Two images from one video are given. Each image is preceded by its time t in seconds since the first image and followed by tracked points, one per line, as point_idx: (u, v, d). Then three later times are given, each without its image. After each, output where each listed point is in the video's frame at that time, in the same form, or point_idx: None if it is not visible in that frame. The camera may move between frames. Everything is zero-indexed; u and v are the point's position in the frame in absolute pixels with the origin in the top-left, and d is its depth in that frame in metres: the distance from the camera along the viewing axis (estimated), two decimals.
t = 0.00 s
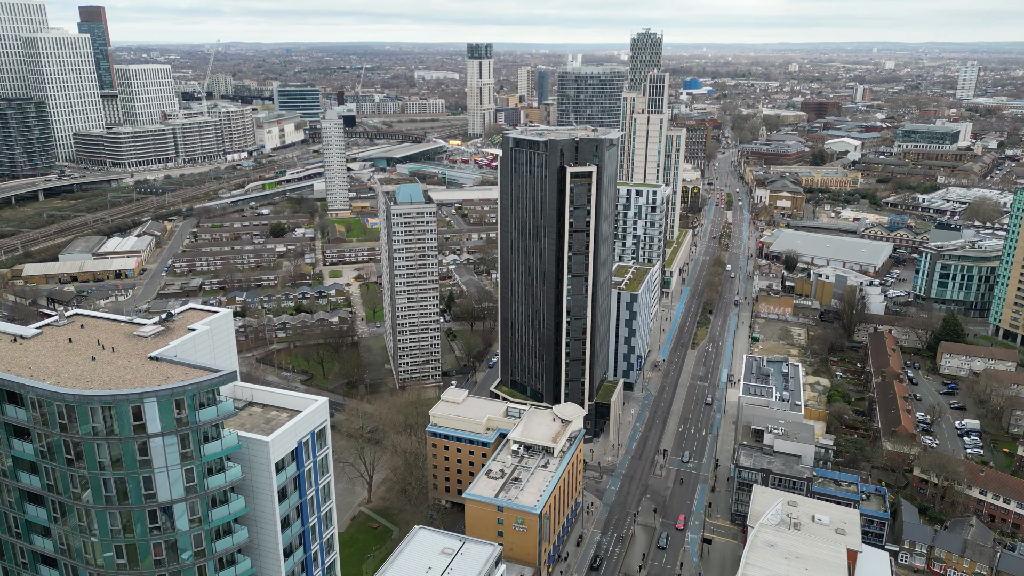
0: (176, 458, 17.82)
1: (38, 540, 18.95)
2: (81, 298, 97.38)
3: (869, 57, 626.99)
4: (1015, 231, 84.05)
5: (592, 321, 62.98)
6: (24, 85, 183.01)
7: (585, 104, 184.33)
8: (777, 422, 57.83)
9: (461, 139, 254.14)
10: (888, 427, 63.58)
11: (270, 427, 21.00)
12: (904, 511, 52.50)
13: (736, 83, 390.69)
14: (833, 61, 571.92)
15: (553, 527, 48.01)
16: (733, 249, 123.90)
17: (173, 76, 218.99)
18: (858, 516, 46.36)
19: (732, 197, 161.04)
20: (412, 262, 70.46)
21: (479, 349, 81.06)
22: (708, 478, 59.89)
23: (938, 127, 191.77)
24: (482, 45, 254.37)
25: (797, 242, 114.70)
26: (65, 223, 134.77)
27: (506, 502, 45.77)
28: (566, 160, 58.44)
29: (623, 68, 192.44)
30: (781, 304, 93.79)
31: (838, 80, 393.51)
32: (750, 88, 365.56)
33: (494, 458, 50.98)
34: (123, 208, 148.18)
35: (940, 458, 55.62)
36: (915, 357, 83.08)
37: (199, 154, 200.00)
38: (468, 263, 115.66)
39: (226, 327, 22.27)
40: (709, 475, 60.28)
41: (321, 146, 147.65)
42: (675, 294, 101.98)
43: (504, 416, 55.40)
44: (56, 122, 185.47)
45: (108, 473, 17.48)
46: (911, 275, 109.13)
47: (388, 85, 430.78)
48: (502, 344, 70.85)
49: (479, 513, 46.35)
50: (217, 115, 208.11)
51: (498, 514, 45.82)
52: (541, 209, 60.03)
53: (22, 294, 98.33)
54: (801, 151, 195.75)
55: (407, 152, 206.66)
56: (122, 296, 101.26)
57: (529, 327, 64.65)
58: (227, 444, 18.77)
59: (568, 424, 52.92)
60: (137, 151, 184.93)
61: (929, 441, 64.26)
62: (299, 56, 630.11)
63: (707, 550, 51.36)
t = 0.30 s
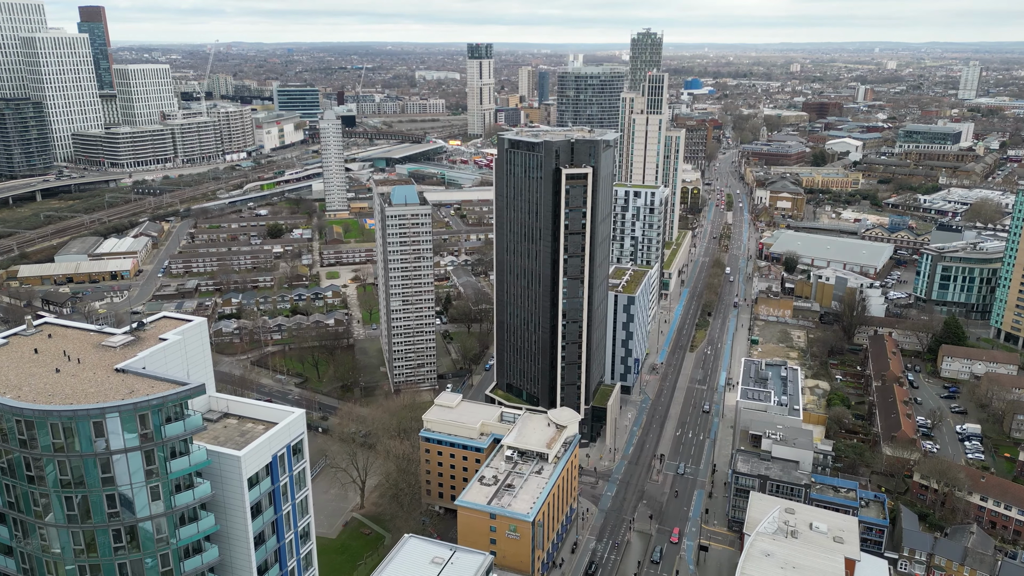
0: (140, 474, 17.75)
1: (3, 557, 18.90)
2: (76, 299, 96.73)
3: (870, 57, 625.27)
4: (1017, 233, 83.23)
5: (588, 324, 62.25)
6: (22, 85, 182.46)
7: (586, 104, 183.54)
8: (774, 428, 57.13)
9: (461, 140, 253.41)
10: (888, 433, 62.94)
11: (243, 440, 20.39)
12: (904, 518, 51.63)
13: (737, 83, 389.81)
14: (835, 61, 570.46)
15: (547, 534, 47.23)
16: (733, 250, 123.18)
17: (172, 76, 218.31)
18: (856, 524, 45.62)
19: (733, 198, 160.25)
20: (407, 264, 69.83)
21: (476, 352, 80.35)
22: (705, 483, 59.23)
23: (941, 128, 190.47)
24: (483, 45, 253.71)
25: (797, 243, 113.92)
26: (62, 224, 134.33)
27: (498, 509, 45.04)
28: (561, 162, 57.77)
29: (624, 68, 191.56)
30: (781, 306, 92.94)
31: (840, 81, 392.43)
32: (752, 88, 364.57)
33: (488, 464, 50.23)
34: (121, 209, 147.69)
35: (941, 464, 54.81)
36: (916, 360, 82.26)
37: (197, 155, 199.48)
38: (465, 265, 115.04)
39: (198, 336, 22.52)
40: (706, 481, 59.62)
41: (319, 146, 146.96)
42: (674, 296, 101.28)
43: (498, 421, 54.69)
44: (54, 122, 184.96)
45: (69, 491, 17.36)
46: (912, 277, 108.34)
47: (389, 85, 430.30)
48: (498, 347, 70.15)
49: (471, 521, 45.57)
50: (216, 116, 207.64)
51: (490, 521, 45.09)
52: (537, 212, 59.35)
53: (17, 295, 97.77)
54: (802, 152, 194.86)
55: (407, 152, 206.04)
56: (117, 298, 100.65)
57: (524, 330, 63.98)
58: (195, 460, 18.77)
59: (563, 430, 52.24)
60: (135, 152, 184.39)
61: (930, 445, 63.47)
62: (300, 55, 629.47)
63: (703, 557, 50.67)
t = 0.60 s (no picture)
0: (101, 493, 18.28)
1: None
2: (71, 301, 96.14)
3: (872, 57, 623.34)
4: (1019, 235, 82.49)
5: (584, 328, 61.51)
6: (21, 85, 182.00)
7: (585, 105, 182.77)
8: (772, 432, 56.29)
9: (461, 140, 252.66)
10: (887, 438, 62.12)
11: (216, 454, 20.79)
12: (904, 525, 50.76)
13: (738, 83, 388.75)
14: (836, 61, 568.92)
15: (540, 541, 46.49)
16: (732, 251, 122.43)
17: (171, 76, 217.69)
18: (854, 532, 44.92)
19: (733, 198, 159.28)
20: (402, 267, 69.09)
21: (472, 355, 79.66)
22: (703, 488, 58.49)
23: (942, 128, 189.39)
24: (483, 46, 253.11)
25: (797, 245, 113.18)
26: (59, 225, 133.80)
27: (491, 516, 44.31)
28: (556, 163, 57.03)
29: (624, 68, 190.70)
30: (780, 309, 92.20)
31: (841, 81, 391.33)
32: (753, 89, 363.59)
33: (481, 470, 49.52)
34: (118, 210, 147.23)
35: (941, 469, 54.05)
36: (917, 363, 81.45)
37: (196, 155, 198.90)
38: (462, 266, 114.42)
39: (169, 345, 23.28)
40: (703, 486, 58.91)
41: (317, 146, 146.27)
42: (672, 298, 100.53)
43: (492, 426, 54.01)
44: (52, 122, 184.39)
45: (28, 512, 17.84)
46: (912, 278, 107.54)
47: (390, 85, 429.49)
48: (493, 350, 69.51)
49: (463, 529, 44.82)
50: (214, 116, 207.14)
51: (483, 529, 44.37)
52: (532, 214, 58.62)
53: (11, 297, 97.23)
54: (803, 152, 193.91)
55: (406, 153, 205.42)
56: (112, 300, 99.92)
57: (519, 333, 63.30)
58: (160, 477, 19.43)
59: (557, 435, 51.49)
60: (134, 153, 183.79)
61: (931, 451, 62.61)
62: (301, 55, 628.80)
63: (698, 565, 49.96)
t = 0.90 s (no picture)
0: (59, 512, 18.55)
1: None
2: (65, 303, 95.55)
3: (874, 57, 621.44)
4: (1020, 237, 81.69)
5: (579, 332, 60.82)
6: (19, 85, 181.50)
7: (585, 105, 181.99)
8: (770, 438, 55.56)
9: (461, 141, 251.87)
10: (887, 443, 61.39)
11: (184, 469, 21.45)
12: (904, 533, 49.95)
13: (739, 83, 387.65)
14: (838, 61, 566.95)
15: (533, 549, 45.74)
16: (732, 252, 121.72)
17: (170, 76, 216.97)
18: (853, 540, 44.17)
19: (733, 199, 158.37)
20: (396, 269, 68.35)
21: (468, 358, 79.03)
22: (699, 494, 57.79)
23: (944, 128, 188.50)
24: (483, 46, 252.49)
25: (797, 246, 112.44)
26: (55, 226, 133.16)
27: (482, 524, 43.59)
28: (552, 165, 56.35)
29: (624, 67, 189.77)
30: (779, 311, 91.33)
31: (843, 81, 390.14)
32: (754, 89, 362.49)
33: (474, 476, 48.79)
34: (115, 211, 146.68)
35: (942, 476, 53.21)
36: (917, 366, 80.63)
37: (194, 156, 198.25)
38: (459, 267, 113.77)
39: (138, 356, 23.86)
40: (700, 491, 58.21)
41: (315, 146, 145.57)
42: (670, 300, 99.85)
43: (485, 431, 53.32)
44: (50, 122, 183.78)
45: None
46: (913, 280, 106.72)
47: (390, 85, 428.55)
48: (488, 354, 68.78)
49: (455, 537, 44.06)
50: (213, 117, 206.64)
51: (474, 537, 43.66)
52: (527, 216, 57.93)
53: (5, 298, 96.65)
54: (804, 153, 192.97)
55: (406, 153, 204.73)
56: (107, 301, 99.24)
57: (514, 336, 62.60)
58: (122, 495, 19.82)
59: (552, 441, 50.81)
60: (132, 153, 183.22)
61: (931, 456, 61.77)
62: (301, 55, 627.92)
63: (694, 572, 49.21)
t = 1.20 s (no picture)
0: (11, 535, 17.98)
1: None
2: (59, 304, 94.93)
3: (875, 57, 619.80)
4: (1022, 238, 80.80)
5: (575, 335, 60.09)
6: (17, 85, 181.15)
7: (585, 105, 181.33)
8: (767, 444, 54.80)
9: (460, 141, 251.26)
10: (886, 448, 60.65)
11: (152, 485, 21.58)
12: (903, 540, 49.19)
13: (740, 83, 386.88)
14: (840, 61, 564.81)
15: (525, 557, 45.04)
16: (731, 253, 120.95)
17: (169, 76, 216.44)
18: (850, 548, 43.46)
19: (734, 200, 157.57)
20: (390, 271, 67.74)
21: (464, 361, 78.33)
22: (695, 499, 57.11)
23: (946, 128, 187.54)
24: (482, 45, 251.89)
25: (797, 248, 111.75)
26: (51, 227, 132.59)
27: (473, 532, 42.90)
28: (546, 166, 55.58)
29: (623, 67, 189.00)
30: (778, 313, 90.66)
31: (844, 81, 389.20)
32: (755, 89, 361.69)
33: (466, 482, 48.14)
34: (113, 211, 146.10)
35: (942, 482, 52.45)
36: (918, 369, 79.82)
37: (193, 156, 197.68)
38: (456, 269, 113.14)
39: (103, 367, 23.52)
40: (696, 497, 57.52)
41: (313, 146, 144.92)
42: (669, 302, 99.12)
43: (478, 437, 52.72)
44: (48, 123, 183.28)
45: None
46: (914, 282, 105.96)
47: (391, 85, 428.09)
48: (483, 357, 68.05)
49: (446, 545, 43.37)
50: (212, 117, 206.13)
51: (465, 545, 42.98)
52: (521, 218, 57.15)
53: None
54: (805, 153, 192.19)
55: (405, 154, 204.15)
56: (102, 302, 98.57)
57: (509, 340, 61.86)
58: (79, 515, 19.42)
59: (545, 447, 50.17)
60: (131, 154, 182.81)
61: (932, 461, 60.97)
62: (302, 55, 627.65)
63: None
